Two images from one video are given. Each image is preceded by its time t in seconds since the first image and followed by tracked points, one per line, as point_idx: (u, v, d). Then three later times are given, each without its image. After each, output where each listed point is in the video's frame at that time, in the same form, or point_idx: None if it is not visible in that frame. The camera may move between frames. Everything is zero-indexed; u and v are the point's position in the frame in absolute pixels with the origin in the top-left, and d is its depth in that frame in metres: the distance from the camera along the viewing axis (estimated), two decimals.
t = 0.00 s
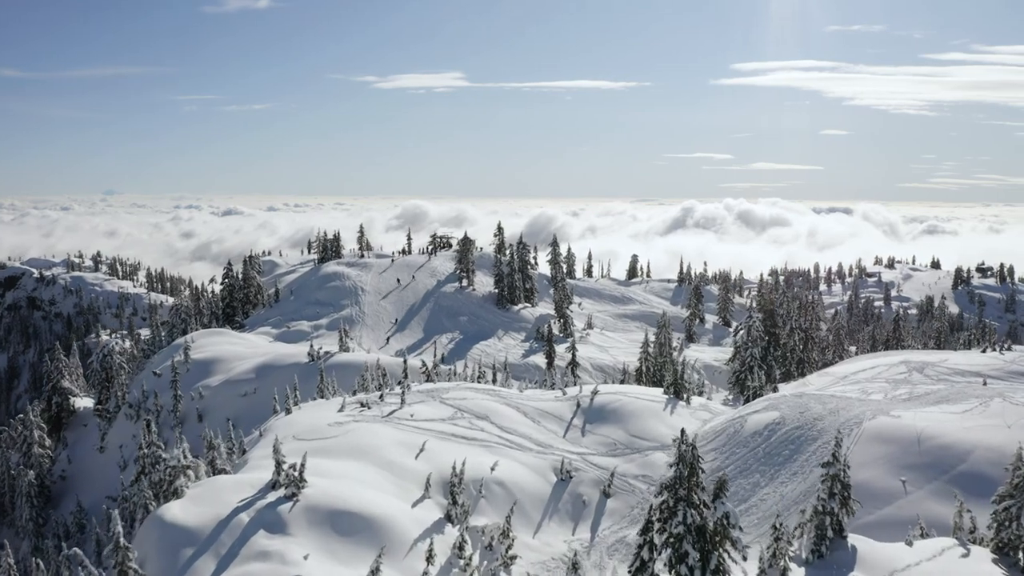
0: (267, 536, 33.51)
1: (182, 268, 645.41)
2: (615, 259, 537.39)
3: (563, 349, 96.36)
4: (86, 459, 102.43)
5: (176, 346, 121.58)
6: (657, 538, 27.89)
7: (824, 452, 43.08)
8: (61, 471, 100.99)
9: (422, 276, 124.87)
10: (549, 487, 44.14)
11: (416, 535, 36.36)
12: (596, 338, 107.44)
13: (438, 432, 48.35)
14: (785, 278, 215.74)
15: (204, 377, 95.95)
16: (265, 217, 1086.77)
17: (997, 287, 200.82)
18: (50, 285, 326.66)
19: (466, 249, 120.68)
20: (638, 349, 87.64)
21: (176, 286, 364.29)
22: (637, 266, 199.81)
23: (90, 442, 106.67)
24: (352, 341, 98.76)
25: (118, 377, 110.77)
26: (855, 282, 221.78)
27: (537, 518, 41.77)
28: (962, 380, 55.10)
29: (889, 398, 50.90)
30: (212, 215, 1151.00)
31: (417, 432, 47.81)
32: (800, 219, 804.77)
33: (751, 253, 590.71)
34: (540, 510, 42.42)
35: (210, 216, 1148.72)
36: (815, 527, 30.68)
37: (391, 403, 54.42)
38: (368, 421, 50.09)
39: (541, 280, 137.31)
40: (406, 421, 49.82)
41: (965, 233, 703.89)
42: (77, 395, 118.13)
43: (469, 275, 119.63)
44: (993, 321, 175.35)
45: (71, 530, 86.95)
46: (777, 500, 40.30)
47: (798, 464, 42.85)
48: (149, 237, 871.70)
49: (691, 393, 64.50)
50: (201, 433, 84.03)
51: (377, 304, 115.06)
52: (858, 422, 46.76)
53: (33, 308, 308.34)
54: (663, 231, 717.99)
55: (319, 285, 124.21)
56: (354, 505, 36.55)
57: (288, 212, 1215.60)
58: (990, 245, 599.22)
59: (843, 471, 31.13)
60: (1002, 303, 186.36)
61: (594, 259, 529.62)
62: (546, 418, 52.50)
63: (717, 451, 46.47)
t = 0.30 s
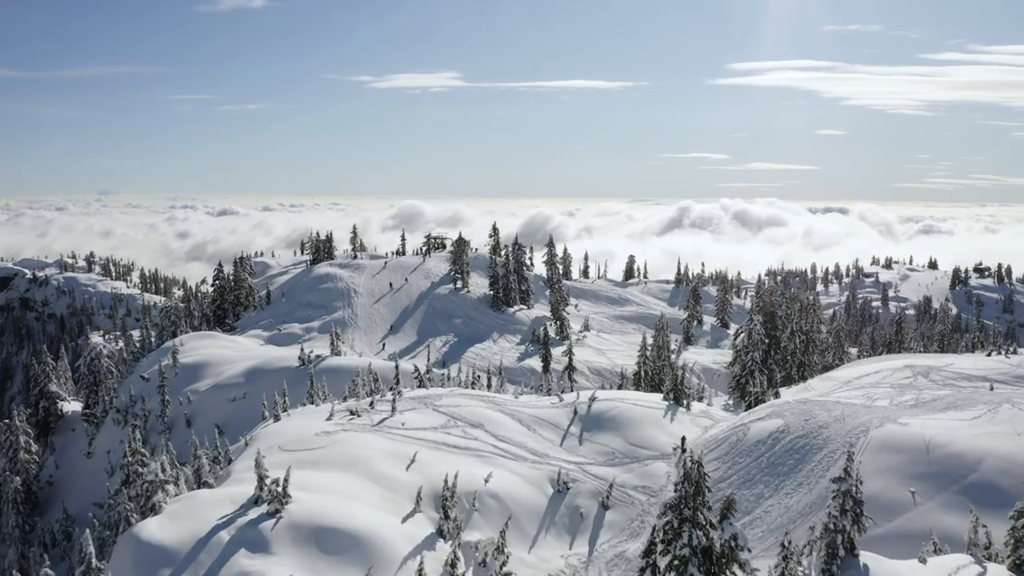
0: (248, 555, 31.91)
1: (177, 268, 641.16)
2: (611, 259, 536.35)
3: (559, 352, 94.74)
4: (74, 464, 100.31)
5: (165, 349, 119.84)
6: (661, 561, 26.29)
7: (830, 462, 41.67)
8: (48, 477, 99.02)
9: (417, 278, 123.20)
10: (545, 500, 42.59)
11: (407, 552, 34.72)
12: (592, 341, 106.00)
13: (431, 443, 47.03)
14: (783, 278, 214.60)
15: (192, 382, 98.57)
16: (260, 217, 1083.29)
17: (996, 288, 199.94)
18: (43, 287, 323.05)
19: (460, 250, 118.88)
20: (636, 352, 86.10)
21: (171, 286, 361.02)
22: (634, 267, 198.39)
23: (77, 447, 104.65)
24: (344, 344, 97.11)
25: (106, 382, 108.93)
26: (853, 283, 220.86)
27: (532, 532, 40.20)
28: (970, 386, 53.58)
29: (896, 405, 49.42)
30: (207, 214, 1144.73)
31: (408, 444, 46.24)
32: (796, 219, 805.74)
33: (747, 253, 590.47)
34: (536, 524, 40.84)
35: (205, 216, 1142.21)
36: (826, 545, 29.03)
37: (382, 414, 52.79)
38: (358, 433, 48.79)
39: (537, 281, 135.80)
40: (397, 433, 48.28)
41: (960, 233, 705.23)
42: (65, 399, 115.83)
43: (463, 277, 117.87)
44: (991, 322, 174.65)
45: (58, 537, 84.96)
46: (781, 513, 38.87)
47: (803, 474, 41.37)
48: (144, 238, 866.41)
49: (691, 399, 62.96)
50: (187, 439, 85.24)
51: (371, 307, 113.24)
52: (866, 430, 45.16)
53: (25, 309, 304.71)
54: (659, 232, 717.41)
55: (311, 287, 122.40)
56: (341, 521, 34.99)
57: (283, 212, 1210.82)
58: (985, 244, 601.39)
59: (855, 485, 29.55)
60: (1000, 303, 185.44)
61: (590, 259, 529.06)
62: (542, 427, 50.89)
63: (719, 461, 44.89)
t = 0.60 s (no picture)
0: None
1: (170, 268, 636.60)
2: (605, 258, 535.77)
3: (553, 355, 92.94)
4: (58, 470, 97.64)
5: (152, 352, 117.46)
6: None
7: (835, 473, 40.24)
8: (32, 484, 96.26)
9: (408, 280, 121.21)
10: (539, 513, 40.88)
11: (394, 572, 32.88)
12: (587, 343, 104.31)
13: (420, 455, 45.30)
14: (778, 279, 213.82)
15: (177, 387, 96.66)
16: (254, 217, 1078.65)
17: (990, 288, 199.65)
18: (34, 288, 319.68)
19: (453, 251, 116.95)
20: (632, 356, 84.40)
21: (163, 287, 357.82)
22: (628, 268, 197.06)
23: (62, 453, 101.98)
24: (334, 348, 95.10)
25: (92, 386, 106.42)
26: (847, 283, 220.55)
27: (526, 547, 38.47)
28: (975, 391, 52.02)
29: (900, 412, 47.84)
30: (201, 215, 1138.46)
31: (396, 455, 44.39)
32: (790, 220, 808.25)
33: (741, 254, 591.02)
34: (530, 539, 39.13)
35: (198, 216, 1135.95)
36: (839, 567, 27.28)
37: (370, 424, 50.96)
38: (345, 445, 47.14)
39: (530, 283, 133.96)
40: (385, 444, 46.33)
41: (953, 233, 708.83)
42: (49, 404, 113.09)
43: (455, 278, 115.96)
44: (986, 323, 174.01)
45: (40, 546, 82.38)
46: (786, 528, 37.20)
47: (807, 486, 39.81)
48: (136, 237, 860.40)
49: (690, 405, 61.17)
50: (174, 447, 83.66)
51: (361, 309, 111.08)
52: (872, 437, 43.47)
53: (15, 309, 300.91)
54: (654, 232, 717.57)
55: (301, 289, 120.39)
56: (324, 540, 33.11)
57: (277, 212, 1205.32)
58: (977, 244, 604.12)
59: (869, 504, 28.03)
60: (995, 304, 185.06)
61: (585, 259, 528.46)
62: (536, 436, 49.11)
63: (720, 471, 43.24)
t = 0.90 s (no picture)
0: None
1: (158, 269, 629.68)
2: (598, 258, 534.91)
3: (544, 359, 90.87)
4: (38, 478, 93.88)
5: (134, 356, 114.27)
6: None
7: (842, 486, 38.28)
8: (10, 492, 92.31)
9: (397, 281, 118.67)
10: (530, 531, 38.66)
11: None
12: (579, 347, 102.24)
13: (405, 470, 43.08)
14: (772, 279, 213.00)
15: (159, 393, 93.65)
16: (244, 217, 1070.74)
17: (984, 288, 199.60)
18: (20, 289, 314.66)
19: (442, 253, 114.66)
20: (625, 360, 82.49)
21: (151, 288, 353.28)
22: (621, 270, 195.49)
23: (41, 460, 98.15)
24: (319, 352, 92.50)
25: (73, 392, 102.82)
26: (840, 283, 220.13)
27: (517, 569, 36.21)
28: (980, 397, 50.29)
29: (906, 419, 46.00)
30: (191, 215, 1129.05)
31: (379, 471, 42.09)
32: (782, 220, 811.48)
33: (733, 254, 592.08)
34: (521, 559, 36.88)
35: (188, 216, 1126.08)
36: None
37: (353, 437, 48.62)
38: (327, 459, 44.81)
39: (521, 284, 131.67)
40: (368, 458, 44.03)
41: (943, 233, 713.63)
42: (28, 410, 109.58)
43: (445, 280, 113.65)
44: (978, 323, 173.84)
45: (16, 558, 78.77)
46: (791, 546, 35.18)
47: (812, 500, 37.80)
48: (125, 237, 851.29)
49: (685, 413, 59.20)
50: (153, 456, 80.82)
51: (348, 312, 108.51)
52: (878, 448, 41.61)
53: None
54: (646, 232, 717.81)
55: (287, 292, 117.76)
56: (299, 564, 30.75)
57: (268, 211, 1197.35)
58: (967, 244, 608.38)
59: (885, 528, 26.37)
60: (988, 304, 184.90)
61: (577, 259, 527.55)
62: (527, 448, 46.95)
63: (720, 484, 41.24)
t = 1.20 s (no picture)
0: None
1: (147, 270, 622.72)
2: (591, 258, 534.31)
3: (535, 363, 89.00)
4: (16, 486, 91.20)
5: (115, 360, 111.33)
6: None
7: (847, 499, 36.56)
8: None
9: (385, 283, 116.28)
10: (521, 549, 36.65)
11: None
12: (570, 350, 100.36)
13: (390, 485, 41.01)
14: (765, 280, 212.41)
15: (139, 399, 90.82)
16: (235, 217, 1062.86)
17: (976, 288, 199.79)
18: (6, 290, 309.82)
19: (431, 254, 112.50)
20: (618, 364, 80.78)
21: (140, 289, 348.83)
22: (613, 270, 194.12)
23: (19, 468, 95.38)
24: (304, 356, 90.09)
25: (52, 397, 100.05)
26: (833, 284, 219.96)
27: None
28: (984, 403, 48.77)
29: (910, 428, 44.33)
30: (181, 215, 1118.82)
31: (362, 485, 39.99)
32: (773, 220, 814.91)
33: (725, 254, 593.45)
34: None
35: (178, 216, 1115.99)
36: None
37: (336, 449, 46.47)
38: (308, 473, 42.70)
39: (511, 286, 129.61)
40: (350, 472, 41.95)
41: (933, 233, 718.91)
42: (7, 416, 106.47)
43: (434, 282, 111.51)
44: (971, 323, 173.78)
45: None
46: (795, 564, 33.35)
47: (816, 514, 36.05)
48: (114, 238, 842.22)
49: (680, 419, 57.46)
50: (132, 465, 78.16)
51: (335, 315, 106.01)
52: (884, 459, 39.98)
53: None
54: (638, 232, 718.44)
55: (273, 294, 115.20)
56: None
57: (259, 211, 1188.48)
58: (956, 244, 612.95)
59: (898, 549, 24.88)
60: (980, 305, 184.99)
61: (569, 259, 526.65)
62: (518, 460, 45.00)
63: (719, 497, 39.48)
